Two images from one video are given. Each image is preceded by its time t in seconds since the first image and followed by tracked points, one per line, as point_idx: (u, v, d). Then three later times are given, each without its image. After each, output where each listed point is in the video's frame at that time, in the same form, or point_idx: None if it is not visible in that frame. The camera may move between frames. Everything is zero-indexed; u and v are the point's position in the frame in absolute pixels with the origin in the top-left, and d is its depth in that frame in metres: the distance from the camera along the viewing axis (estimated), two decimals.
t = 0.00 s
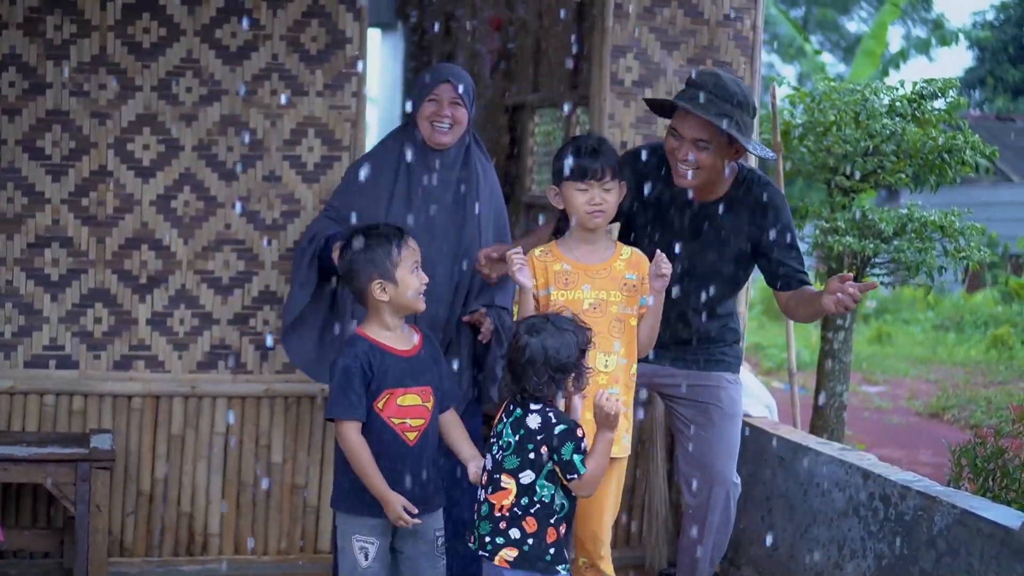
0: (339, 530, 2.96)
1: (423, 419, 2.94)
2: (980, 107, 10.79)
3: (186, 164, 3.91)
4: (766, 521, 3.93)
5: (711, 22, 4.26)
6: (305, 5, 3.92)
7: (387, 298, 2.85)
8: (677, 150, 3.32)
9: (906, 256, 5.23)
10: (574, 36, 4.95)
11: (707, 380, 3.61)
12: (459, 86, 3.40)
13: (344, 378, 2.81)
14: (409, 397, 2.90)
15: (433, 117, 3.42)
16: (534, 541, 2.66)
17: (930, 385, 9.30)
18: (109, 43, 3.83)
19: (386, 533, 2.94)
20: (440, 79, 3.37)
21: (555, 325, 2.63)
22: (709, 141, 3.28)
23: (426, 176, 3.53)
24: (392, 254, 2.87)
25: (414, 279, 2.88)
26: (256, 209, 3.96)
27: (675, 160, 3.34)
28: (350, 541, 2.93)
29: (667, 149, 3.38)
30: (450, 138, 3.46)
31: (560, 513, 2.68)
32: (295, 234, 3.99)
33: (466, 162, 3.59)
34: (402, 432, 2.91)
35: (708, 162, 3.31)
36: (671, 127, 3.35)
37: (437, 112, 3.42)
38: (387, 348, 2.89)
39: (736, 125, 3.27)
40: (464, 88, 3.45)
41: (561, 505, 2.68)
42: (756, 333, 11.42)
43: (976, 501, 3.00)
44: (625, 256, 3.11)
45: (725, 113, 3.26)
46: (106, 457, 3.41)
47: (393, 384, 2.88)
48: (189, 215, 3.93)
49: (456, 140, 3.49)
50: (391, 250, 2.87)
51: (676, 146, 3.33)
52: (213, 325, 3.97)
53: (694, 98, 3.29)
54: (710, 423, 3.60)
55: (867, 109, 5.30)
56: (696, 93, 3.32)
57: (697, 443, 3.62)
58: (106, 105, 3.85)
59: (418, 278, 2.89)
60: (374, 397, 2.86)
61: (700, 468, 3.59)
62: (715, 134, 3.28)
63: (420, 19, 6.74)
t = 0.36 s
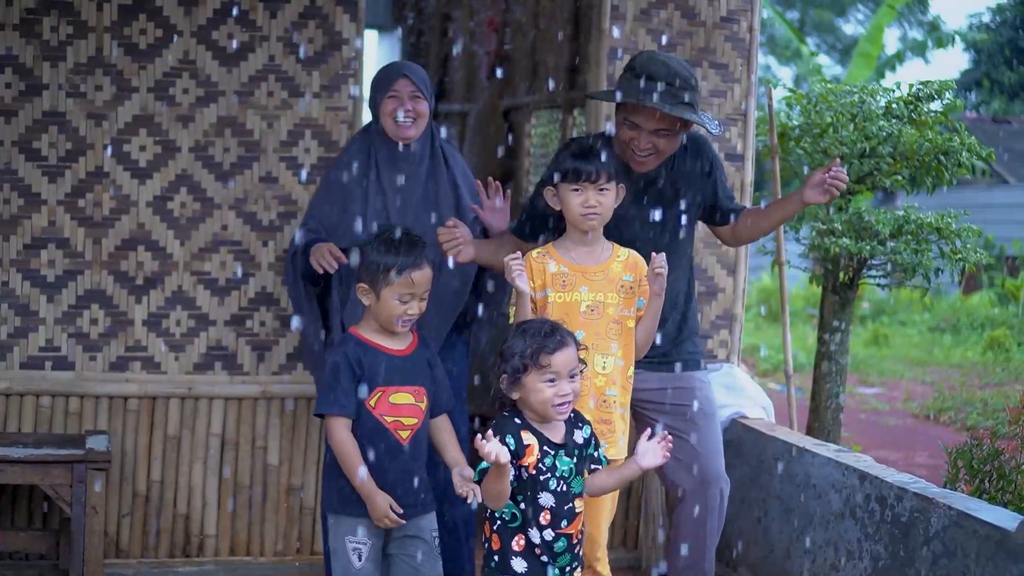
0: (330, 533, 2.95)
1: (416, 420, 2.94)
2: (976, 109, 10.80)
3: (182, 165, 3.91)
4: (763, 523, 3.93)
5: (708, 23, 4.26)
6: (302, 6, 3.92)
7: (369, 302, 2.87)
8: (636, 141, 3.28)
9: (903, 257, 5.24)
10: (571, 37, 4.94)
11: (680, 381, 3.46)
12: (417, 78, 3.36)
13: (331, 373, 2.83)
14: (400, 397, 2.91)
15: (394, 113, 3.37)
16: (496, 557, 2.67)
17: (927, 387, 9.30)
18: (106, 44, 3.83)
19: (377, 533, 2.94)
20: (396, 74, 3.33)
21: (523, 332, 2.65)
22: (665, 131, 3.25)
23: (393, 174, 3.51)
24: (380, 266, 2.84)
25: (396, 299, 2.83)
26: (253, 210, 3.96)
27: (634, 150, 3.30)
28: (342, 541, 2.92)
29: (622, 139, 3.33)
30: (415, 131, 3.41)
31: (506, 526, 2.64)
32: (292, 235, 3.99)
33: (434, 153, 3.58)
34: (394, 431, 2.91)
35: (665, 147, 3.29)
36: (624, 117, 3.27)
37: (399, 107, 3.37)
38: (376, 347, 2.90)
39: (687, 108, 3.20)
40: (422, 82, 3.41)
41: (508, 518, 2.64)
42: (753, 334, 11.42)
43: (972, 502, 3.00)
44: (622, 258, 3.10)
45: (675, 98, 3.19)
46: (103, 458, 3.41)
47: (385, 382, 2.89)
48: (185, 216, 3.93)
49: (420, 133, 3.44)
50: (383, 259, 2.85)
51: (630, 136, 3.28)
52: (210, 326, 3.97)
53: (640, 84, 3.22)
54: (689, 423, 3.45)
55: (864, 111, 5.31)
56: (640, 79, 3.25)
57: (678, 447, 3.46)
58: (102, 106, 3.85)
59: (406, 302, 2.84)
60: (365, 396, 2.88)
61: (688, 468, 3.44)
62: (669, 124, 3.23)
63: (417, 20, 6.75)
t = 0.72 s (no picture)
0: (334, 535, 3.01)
1: (410, 427, 2.93)
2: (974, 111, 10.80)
3: (181, 165, 3.91)
4: (760, 525, 3.93)
5: (706, 25, 4.26)
6: (300, 7, 3.92)
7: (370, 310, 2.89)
8: (660, 149, 3.24)
9: (900, 260, 5.23)
10: (568, 39, 4.95)
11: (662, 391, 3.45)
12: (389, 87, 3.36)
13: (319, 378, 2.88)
14: (390, 404, 2.91)
15: (370, 124, 3.35)
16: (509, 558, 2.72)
17: (924, 389, 9.31)
18: (104, 45, 3.83)
19: (375, 535, 2.96)
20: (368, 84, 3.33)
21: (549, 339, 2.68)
22: (695, 141, 3.21)
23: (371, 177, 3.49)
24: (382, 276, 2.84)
25: (395, 316, 2.83)
26: (251, 211, 3.96)
27: (659, 160, 3.26)
28: (343, 543, 2.97)
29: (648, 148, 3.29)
30: (391, 140, 3.40)
31: (523, 534, 2.68)
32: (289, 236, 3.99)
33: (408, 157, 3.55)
34: (386, 439, 2.91)
35: (689, 159, 3.24)
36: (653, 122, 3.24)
37: (374, 118, 3.35)
38: (372, 354, 2.92)
39: (717, 121, 3.18)
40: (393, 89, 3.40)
41: (525, 527, 2.68)
42: (751, 336, 11.43)
43: (969, 504, 3.00)
44: (621, 261, 3.10)
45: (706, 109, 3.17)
46: (100, 459, 3.41)
47: (377, 390, 2.90)
48: (183, 217, 3.93)
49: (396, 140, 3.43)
50: (387, 270, 2.84)
51: (657, 143, 3.24)
52: (208, 327, 3.97)
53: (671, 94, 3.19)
54: (677, 434, 3.44)
55: (862, 113, 5.31)
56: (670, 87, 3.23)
57: (667, 457, 3.47)
58: (100, 106, 3.85)
59: (404, 320, 2.83)
60: (355, 403, 2.90)
61: (679, 480, 3.45)
62: (700, 134, 3.20)
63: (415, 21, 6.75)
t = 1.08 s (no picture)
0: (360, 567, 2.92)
1: (433, 455, 2.87)
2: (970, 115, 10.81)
3: (177, 168, 3.91)
4: (755, 529, 3.93)
5: (703, 30, 4.27)
6: (298, 10, 3.92)
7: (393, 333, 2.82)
8: (641, 166, 3.25)
9: (897, 264, 5.21)
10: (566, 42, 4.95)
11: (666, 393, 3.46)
12: (434, 100, 3.49)
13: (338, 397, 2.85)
14: (412, 430, 2.86)
15: (407, 130, 3.50)
16: None
17: (920, 393, 9.31)
18: (101, 47, 3.83)
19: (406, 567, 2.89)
20: (416, 92, 3.46)
21: (573, 366, 2.49)
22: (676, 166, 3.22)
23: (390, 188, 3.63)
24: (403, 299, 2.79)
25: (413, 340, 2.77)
26: (247, 214, 3.96)
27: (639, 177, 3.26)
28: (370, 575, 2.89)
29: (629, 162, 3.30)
30: (423, 151, 3.55)
31: (578, 571, 2.46)
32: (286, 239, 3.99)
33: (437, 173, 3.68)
34: (406, 466, 2.85)
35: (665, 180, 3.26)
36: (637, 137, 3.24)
37: (411, 125, 3.49)
38: (394, 378, 2.86)
39: (703, 157, 3.20)
40: (440, 101, 3.53)
41: (580, 562, 2.46)
42: (747, 340, 11.44)
43: (965, 509, 3.00)
44: (619, 264, 3.09)
45: (695, 144, 3.19)
46: (96, 461, 3.41)
47: (398, 416, 2.85)
48: (180, 220, 3.93)
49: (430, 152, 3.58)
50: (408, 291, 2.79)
51: (638, 158, 3.25)
52: (204, 330, 3.97)
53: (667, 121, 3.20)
54: (679, 436, 3.44)
55: (859, 117, 5.28)
56: (666, 112, 3.23)
57: (666, 458, 3.46)
58: (97, 108, 3.85)
59: (421, 350, 2.76)
60: (376, 430, 2.85)
61: (679, 482, 3.43)
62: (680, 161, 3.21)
63: (413, 25, 6.76)
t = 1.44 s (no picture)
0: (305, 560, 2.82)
1: (392, 460, 2.79)
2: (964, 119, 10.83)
3: (172, 169, 3.91)
4: (749, 532, 3.93)
5: (698, 32, 4.27)
6: (293, 12, 3.92)
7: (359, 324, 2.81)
8: (636, 174, 3.22)
9: (890, 267, 5.22)
10: (561, 44, 4.95)
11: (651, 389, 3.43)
12: (404, 105, 3.50)
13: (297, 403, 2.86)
14: (370, 433, 2.79)
15: (386, 142, 3.53)
16: None
17: (913, 396, 9.32)
18: (95, 48, 3.83)
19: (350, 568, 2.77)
20: (385, 101, 3.46)
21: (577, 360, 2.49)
22: (670, 176, 3.22)
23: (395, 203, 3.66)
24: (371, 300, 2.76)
25: (379, 335, 2.73)
26: (241, 216, 3.96)
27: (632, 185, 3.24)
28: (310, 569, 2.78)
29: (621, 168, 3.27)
30: (406, 155, 3.59)
31: (597, 568, 2.42)
32: (280, 241, 3.98)
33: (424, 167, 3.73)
34: (362, 469, 2.78)
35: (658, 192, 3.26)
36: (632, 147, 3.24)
37: (390, 138, 3.53)
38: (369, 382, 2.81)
39: (697, 170, 3.22)
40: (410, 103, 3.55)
41: (601, 559, 2.42)
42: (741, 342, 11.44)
43: (959, 512, 3.00)
44: (614, 268, 3.10)
45: (690, 157, 3.20)
46: (90, 463, 3.41)
47: (357, 417, 2.80)
48: (174, 221, 3.92)
49: (414, 157, 3.62)
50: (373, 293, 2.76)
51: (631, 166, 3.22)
52: (198, 331, 3.96)
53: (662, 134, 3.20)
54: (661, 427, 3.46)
55: (853, 120, 5.28)
56: (665, 124, 3.24)
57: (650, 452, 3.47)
58: (91, 110, 3.84)
59: (386, 337, 2.72)
60: (337, 428, 2.81)
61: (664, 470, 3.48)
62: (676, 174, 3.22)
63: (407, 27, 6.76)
